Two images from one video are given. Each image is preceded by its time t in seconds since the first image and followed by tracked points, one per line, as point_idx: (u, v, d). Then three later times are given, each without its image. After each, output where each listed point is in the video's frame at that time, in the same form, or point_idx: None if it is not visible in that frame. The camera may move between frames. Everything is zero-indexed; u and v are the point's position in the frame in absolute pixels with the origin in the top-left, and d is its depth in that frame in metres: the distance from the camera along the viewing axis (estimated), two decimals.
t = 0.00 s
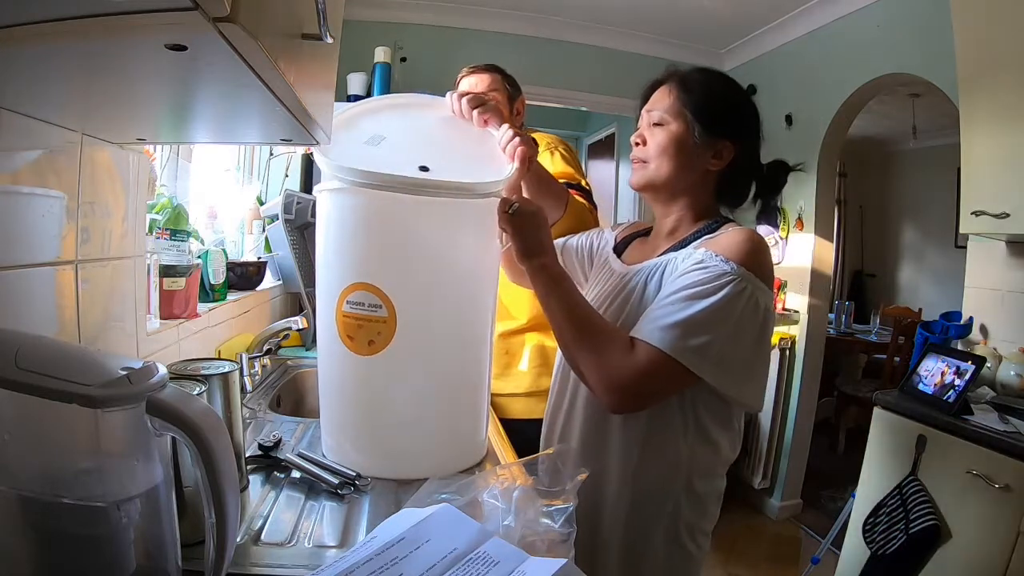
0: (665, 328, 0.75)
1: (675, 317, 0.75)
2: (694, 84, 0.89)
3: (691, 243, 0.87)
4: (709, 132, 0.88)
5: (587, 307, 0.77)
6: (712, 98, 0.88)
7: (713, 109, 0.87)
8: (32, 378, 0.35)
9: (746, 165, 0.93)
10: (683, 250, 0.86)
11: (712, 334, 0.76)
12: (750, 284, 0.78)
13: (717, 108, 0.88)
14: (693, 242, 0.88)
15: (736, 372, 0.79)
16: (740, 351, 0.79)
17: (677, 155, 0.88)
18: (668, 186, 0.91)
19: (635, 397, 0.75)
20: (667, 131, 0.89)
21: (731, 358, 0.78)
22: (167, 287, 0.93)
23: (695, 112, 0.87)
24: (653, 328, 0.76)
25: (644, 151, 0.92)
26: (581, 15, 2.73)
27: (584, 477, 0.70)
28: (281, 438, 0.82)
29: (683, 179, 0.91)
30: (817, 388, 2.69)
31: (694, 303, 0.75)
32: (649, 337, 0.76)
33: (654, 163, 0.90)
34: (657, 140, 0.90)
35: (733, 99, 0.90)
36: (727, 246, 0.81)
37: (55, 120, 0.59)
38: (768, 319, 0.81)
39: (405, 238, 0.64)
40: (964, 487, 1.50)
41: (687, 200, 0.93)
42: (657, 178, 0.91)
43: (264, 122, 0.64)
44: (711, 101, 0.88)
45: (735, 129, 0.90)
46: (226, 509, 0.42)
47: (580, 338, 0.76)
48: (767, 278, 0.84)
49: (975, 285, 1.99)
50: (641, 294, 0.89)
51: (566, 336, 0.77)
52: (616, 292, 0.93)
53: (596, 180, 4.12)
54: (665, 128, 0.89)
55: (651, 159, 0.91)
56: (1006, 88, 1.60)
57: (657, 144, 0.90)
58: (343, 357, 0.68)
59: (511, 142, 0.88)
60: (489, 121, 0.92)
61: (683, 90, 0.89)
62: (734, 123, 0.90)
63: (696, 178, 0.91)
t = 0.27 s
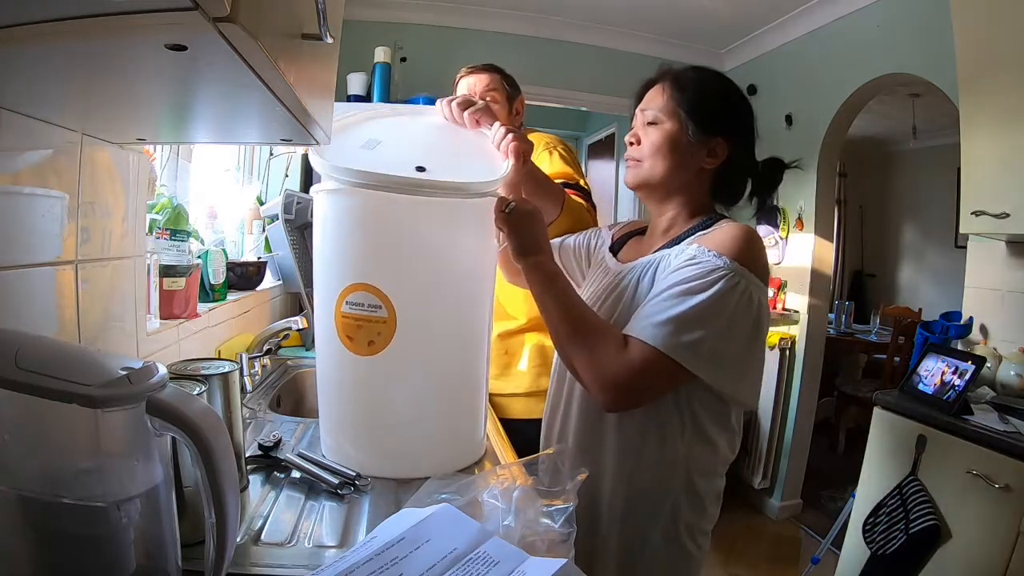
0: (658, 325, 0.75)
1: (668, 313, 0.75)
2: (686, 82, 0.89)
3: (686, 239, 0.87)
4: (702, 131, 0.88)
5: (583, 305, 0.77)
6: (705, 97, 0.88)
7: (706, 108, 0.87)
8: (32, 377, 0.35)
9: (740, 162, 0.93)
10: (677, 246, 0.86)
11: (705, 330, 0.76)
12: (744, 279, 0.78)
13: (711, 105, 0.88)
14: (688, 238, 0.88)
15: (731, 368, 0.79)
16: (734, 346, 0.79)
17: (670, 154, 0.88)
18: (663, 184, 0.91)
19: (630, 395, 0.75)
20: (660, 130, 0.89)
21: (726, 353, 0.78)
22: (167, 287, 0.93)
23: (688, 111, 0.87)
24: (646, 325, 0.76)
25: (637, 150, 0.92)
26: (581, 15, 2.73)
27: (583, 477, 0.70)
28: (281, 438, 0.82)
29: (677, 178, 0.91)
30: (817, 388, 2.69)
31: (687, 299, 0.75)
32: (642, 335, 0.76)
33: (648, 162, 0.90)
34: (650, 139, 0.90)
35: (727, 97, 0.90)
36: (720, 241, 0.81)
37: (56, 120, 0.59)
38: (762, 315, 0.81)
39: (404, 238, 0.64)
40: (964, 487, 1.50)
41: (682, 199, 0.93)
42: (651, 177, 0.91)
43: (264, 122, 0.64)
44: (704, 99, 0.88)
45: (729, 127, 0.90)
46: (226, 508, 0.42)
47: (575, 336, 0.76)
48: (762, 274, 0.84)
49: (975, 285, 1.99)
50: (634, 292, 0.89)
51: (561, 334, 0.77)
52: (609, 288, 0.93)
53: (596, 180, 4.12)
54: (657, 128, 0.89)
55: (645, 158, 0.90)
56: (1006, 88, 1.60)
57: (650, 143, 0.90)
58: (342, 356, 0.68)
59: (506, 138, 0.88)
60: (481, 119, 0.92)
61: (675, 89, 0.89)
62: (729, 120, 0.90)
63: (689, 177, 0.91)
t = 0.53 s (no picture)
0: (659, 327, 0.75)
1: (667, 315, 0.75)
2: (683, 83, 0.89)
3: (685, 239, 0.87)
4: (700, 131, 0.87)
5: (583, 307, 0.76)
6: (702, 97, 0.88)
7: (704, 107, 0.87)
8: (32, 377, 0.35)
9: (736, 162, 0.93)
10: (676, 246, 0.86)
11: (704, 332, 0.76)
12: (742, 279, 0.78)
13: (708, 106, 0.88)
14: (686, 237, 0.88)
15: (731, 369, 0.79)
16: (734, 347, 0.79)
17: (669, 155, 0.88)
18: (661, 185, 0.91)
19: (632, 396, 0.75)
20: (659, 131, 0.88)
21: (725, 355, 0.78)
22: (167, 287, 0.93)
23: (686, 111, 0.87)
24: (645, 327, 0.76)
25: (635, 151, 0.92)
26: (581, 15, 2.73)
27: (583, 477, 0.70)
28: (281, 438, 0.82)
29: (675, 178, 0.91)
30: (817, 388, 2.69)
31: (687, 300, 0.75)
32: (642, 337, 0.76)
33: (647, 163, 0.90)
34: (647, 140, 0.89)
35: (724, 98, 0.90)
36: (719, 242, 0.81)
37: (56, 120, 0.59)
38: (760, 314, 0.81)
39: (403, 238, 0.64)
40: (964, 487, 1.50)
41: (679, 200, 0.93)
42: (649, 178, 0.91)
43: (264, 122, 0.64)
44: (701, 99, 0.88)
45: (726, 127, 0.90)
46: (226, 508, 0.42)
47: (575, 338, 0.76)
48: (760, 274, 0.84)
49: (975, 285, 1.99)
50: (633, 292, 0.89)
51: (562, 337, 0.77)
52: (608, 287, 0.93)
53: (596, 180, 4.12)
54: (655, 128, 0.89)
55: (643, 159, 0.90)
56: (1006, 88, 1.60)
57: (648, 144, 0.89)
58: (341, 355, 0.68)
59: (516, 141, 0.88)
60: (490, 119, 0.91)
61: (672, 90, 0.89)
62: (726, 120, 0.90)
63: (687, 177, 0.91)
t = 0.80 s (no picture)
0: (662, 325, 0.75)
1: (670, 312, 0.75)
2: (682, 83, 0.89)
3: (686, 238, 0.87)
4: (699, 131, 0.88)
5: (584, 306, 0.77)
6: (702, 97, 0.88)
7: (704, 107, 0.87)
8: (33, 377, 0.35)
9: (736, 162, 0.93)
10: (677, 245, 0.86)
11: (707, 329, 0.76)
12: (743, 277, 0.78)
13: (708, 105, 0.88)
14: (687, 237, 0.88)
15: (733, 367, 0.79)
16: (736, 345, 0.79)
17: (669, 155, 0.88)
18: (662, 184, 0.91)
19: (635, 395, 0.75)
20: (659, 131, 0.88)
21: (728, 353, 0.78)
22: (167, 287, 0.93)
23: (686, 111, 0.87)
24: (648, 325, 0.75)
25: (635, 151, 0.92)
26: (581, 15, 2.73)
27: (583, 477, 0.69)
28: (281, 438, 0.82)
29: (675, 178, 0.91)
30: (817, 388, 2.69)
31: (689, 298, 0.75)
32: (645, 335, 0.75)
33: (647, 162, 0.90)
34: (647, 140, 0.89)
35: (724, 97, 0.90)
36: (719, 240, 0.81)
37: (55, 120, 0.59)
38: (762, 312, 0.81)
39: (401, 238, 0.64)
40: (964, 487, 1.50)
41: (679, 200, 0.93)
42: (649, 178, 0.91)
43: (265, 122, 0.64)
44: (701, 99, 0.88)
45: (726, 127, 0.90)
46: (226, 508, 0.42)
47: (578, 338, 0.76)
48: (761, 271, 0.84)
49: (975, 285, 1.99)
50: (634, 292, 0.89)
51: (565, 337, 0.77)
52: (609, 288, 0.93)
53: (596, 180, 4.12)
54: (655, 128, 0.89)
55: (643, 159, 0.90)
56: (1007, 88, 1.60)
57: (647, 144, 0.89)
58: (341, 353, 0.68)
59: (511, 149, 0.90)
60: (486, 134, 0.94)
61: (672, 90, 0.89)
62: (726, 120, 0.90)
63: (686, 177, 0.91)
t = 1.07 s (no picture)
0: (665, 327, 0.75)
1: (673, 314, 0.75)
2: (683, 83, 0.89)
3: (687, 239, 0.87)
4: (700, 132, 0.88)
5: (584, 308, 0.77)
6: (702, 97, 0.88)
7: (705, 108, 0.87)
8: (32, 377, 0.35)
9: (736, 162, 0.93)
10: (679, 246, 0.86)
11: (710, 330, 0.76)
12: (745, 277, 0.78)
13: (709, 106, 0.88)
14: (688, 238, 0.88)
15: (736, 367, 0.79)
16: (739, 346, 0.79)
17: (669, 156, 0.88)
18: (663, 185, 0.91)
19: (637, 396, 0.75)
20: (660, 131, 0.88)
21: (730, 353, 0.78)
22: (167, 287, 0.93)
23: (687, 112, 0.87)
24: (651, 327, 0.75)
25: (636, 151, 0.91)
26: (581, 15, 2.73)
27: (583, 477, 0.69)
28: (281, 438, 0.82)
29: (675, 179, 0.91)
30: (817, 388, 2.69)
31: (692, 299, 0.75)
32: (648, 337, 0.75)
33: (648, 163, 0.90)
34: (648, 141, 0.89)
35: (724, 97, 0.90)
36: (722, 241, 0.81)
37: (55, 120, 0.59)
38: (765, 311, 0.81)
39: (398, 238, 0.64)
40: (964, 487, 1.50)
41: (679, 201, 0.93)
42: (650, 179, 0.91)
43: (265, 122, 0.64)
44: (702, 99, 0.88)
45: (726, 127, 0.90)
46: (226, 508, 0.42)
47: (579, 340, 0.76)
48: (763, 272, 0.84)
49: (975, 285, 1.99)
50: (637, 294, 0.89)
51: (566, 339, 0.77)
52: (610, 291, 0.93)
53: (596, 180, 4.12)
54: (656, 129, 0.88)
55: (644, 160, 0.90)
56: (1007, 88, 1.60)
57: (648, 145, 0.89)
58: (338, 353, 0.68)
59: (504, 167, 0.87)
60: (481, 162, 0.95)
61: (672, 91, 0.89)
62: (726, 120, 0.90)
63: (687, 178, 0.91)
